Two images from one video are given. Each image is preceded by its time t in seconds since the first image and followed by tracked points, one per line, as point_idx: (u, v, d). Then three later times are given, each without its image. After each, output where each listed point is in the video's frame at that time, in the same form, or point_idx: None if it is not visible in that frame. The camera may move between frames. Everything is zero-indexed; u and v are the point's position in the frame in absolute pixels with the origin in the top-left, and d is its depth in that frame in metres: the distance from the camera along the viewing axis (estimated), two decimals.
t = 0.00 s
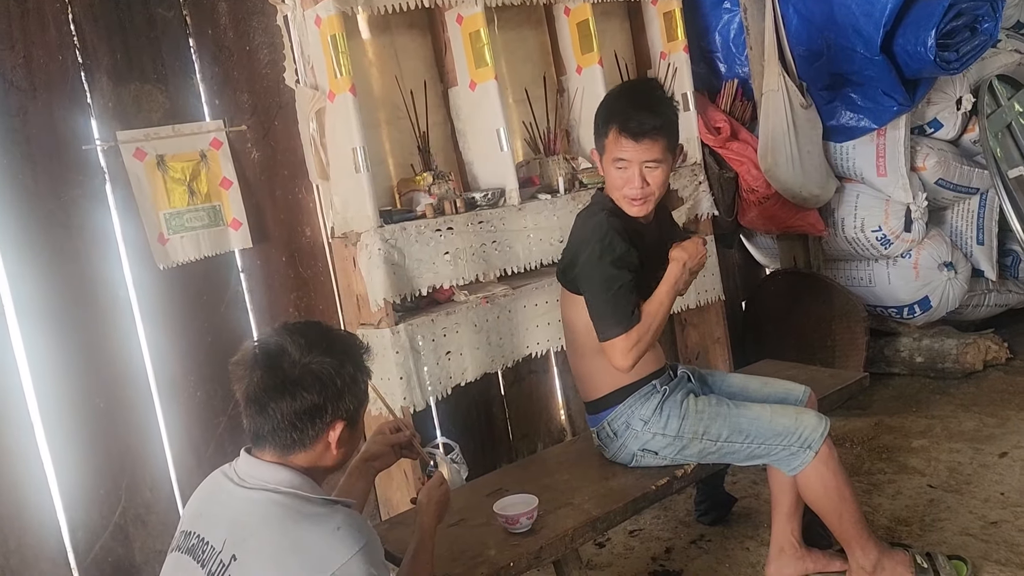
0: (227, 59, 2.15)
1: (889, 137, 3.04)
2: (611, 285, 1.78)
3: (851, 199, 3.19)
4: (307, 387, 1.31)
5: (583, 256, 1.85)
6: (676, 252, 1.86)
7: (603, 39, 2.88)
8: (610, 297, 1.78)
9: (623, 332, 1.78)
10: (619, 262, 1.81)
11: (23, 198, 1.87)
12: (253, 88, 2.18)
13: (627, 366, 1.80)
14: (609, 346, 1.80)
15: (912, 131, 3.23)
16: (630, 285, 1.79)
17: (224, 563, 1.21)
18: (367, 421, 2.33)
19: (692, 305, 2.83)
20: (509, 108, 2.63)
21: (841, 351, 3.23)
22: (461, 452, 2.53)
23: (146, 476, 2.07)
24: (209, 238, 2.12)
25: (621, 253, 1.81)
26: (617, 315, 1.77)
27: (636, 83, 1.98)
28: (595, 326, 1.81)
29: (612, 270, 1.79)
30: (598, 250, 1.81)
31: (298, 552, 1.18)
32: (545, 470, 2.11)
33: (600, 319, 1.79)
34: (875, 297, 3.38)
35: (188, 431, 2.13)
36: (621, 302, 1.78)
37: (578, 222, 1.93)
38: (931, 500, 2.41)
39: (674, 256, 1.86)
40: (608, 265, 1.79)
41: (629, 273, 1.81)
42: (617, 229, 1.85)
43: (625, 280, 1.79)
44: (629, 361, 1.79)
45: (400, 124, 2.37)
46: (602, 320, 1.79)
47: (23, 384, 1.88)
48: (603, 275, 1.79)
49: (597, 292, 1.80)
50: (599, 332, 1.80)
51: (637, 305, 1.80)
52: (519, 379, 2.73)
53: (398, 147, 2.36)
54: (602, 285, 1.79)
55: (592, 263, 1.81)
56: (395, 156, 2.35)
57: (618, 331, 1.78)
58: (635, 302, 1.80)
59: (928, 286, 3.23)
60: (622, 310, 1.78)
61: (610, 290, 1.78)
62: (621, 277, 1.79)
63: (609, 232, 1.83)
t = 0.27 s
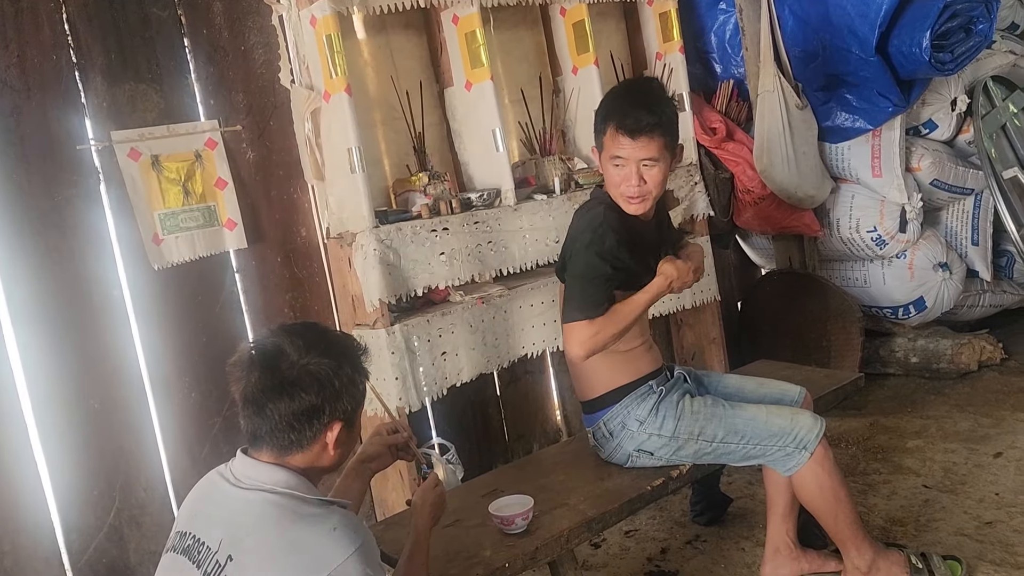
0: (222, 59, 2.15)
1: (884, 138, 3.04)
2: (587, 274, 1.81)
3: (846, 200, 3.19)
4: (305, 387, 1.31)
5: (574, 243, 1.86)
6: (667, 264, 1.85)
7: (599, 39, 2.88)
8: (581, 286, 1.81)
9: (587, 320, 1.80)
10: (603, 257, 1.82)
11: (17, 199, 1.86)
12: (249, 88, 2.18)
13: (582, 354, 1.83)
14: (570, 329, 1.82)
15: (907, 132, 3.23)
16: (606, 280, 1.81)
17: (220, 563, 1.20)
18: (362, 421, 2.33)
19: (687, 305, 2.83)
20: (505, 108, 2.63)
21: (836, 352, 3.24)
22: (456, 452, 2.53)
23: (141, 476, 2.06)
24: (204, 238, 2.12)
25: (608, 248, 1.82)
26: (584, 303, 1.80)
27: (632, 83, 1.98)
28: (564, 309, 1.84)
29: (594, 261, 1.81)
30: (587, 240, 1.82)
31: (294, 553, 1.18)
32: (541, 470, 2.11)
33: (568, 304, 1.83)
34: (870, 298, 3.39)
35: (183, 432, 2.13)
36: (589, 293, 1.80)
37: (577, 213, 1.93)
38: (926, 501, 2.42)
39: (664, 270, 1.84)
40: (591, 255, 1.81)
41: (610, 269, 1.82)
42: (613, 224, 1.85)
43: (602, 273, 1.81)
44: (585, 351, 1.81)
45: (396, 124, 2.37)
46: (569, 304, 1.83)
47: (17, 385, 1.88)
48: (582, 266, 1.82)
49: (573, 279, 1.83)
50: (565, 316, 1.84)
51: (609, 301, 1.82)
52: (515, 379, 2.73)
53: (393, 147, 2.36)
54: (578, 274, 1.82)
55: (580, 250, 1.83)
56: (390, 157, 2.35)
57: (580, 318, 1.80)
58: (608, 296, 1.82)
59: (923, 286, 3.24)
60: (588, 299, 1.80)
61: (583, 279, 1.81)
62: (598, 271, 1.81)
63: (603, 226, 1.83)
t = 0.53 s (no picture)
0: (217, 59, 2.15)
1: (880, 138, 3.05)
2: (585, 274, 1.79)
3: (842, 200, 3.19)
4: (303, 387, 1.30)
5: (568, 242, 1.85)
6: (652, 265, 1.86)
7: (595, 40, 2.88)
8: (580, 285, 1.79)
9: (587, 321, 1.77)
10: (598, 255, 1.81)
11: (11, 199, 1.85)
12: (244, 88, 2.18)
13: (583, 356, 1.79)
14: (568, 332, 1.79)
15: (903, 132, 3.23)
16: (604, 278, 1.80)
17: (216, 563, 1.20)
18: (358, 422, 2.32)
19: (684, 306, 2.83)
20: (501, 108, 2.63)
21: (832, 352, 3.24)
22: (452, 453, 2.52)
23: (136, 477, 2.06)
24: (199, 238, 2.11)
25: (603, 246, 1.82)
26: (581, 302, 1.77)
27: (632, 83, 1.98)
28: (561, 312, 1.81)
29: (590, 260, 1.80)
30: (582, 239, 1.82)
31: (291, 553, 1.17)
32: (537, 471, 2.11)
33: (566, 305, 1.79)
34: (865, 298, 3.39)
35: (179, 433, 2.12)
36: (588, 292, 1.78)
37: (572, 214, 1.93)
38: (921, 501, 2.42)
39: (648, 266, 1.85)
40: (586, 254, 1.80)
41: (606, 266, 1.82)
42: (609, 223, 1.86)
43: (600, 271, 1.80)
44: (586, 351, 1.78)
45: (391, 124, 2.37)
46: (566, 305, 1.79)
47: (11, 386, 1.87)
48: (579, 264, 1.80)
49: (570, 278, 1.81)
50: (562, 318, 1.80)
51: (606, 301, 1.80)
52: (511, 380, 2.73)
53: (389, 147, 2.35)
54: (575, 273, 1.80)
55: (574, 249, 1.82)
56: (386, 157, 2.35)
57: (580, 320, 1.77)
58: (606, 297, 1.80)
59: (919, 286, 3.25)
60: (589, 300, 1.77)
61: (581, 278, 1.79)
62: (596, 268, 1.80)
63: (597, 225, 1.83)
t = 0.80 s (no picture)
0: (215, 58, 2.14)
1: (877, 139, 3.05)
2: (588, 271, 1.78)
3: (840, 200, 3.20)
4: (304, 387, 1.30)
5: (569, 241, 1.86)
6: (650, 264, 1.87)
7: (594, 40, 2.88)
8: (584, 282, 1.77)
9: (591, 318, 1.75)
10: (600, 253, 1.81)
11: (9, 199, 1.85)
12: (242, 88, 2.17)
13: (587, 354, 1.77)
14: (572, 329, 1.77)
15: (901, 133, 3.24)
16: (607, 275, 1.79)
17: (216, 562, 1.20)
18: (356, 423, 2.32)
19: (682, 306, 2.83)
20: (499, 108, 2.63)
21: (830, 352, 3.24)
22: (450, 453, 2.52)
23: (133, 477, 2.06)
24: (197, 238, 2.11)
25: (604, 244, 1.82)
26: (585, 299, 1.76)
27: (632, 83, 1.98)
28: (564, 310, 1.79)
29: (592, 258, 1.79)
30: (583, 237, 1.82)
31: (291, 552, 1.17)
32: (535, 471, 2.11)
33: (569, 303, 1.78)
34: (863, 298, 3.39)
35: (177, 433, 2.12)
36: (592, 288, 1.76)
37: (572, 214, 1.93)
38: (919, 501, 2.42)
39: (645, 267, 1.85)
40: (589, 252, 1.80)
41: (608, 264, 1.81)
42: (608, 223, 1.86)
43: (603, 268, 1.79)
44: (591, 349, 1.77)
45: (389, 124, 2.37)
46: (569, 303, 1.77)
47: (8, 385, 1.87)
48: (582, 262, 1.79)
49: (573, 276, 1.79)
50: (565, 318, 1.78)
51: (610, 298, 1.78)
52: (509, 380, 2.73)
53: (387, 147, 2.35)
54: (578, 271, 1.79)
55: (575, 248, 1.82)
56: (384, 157, 2.35)
57: (584, 317, 1.75)
58: (609, 294, 1.79)
59: (917, 286, 3.25)
60: (593, 297, 1.76)
61: (585, 275, 1.78)
62: (599, 265, 1.79)
63: (598, 223, 1.84)
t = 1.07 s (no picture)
0: (216, 58, 2.14)
1: (878, 139, 3.05)
2: (584, 271, 1.79)
3: (841, 200, 3.20)
4: (307, 387, 1.30)
5: (570, 238, 1.85)
6: (659, 270, 1.85)
7: (594, 39, 2.88)
8: (582, 282, 1.78)
9: (583, 316, 1.77)
10: (601, 254, 1.82)
11: (9, 199, 1.85)
12: (243, 87, 2.17)
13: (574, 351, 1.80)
14: (564, 324, 1.79)
15: (901, 132, 3.24)
16: (604, 276, 1.80)
17: (217, 561, 1.20)
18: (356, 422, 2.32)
19: (682, 306, 2.83)
20: (500, 108, 2.63)
21: (830, 352, 3.24)
22: (450, 452, 2.52)
23: (134, 476, 2.06)
24: (197, 238, 2.11)
25: (605, 245, 1.83)
26: (581, 298, 1.77)
27: (635, 84, 1.98)
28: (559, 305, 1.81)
29: (590, 258, 1.80)
30: (583, 237, 1.82)
31: (292, 551, 1.17)
32: (535, 470, 2.11)
33: (563, 298, 1.80)
34: (864, 298, 3.39)
35: (177, 432, 2.12)
36: (588, 289, 1.78)
37: (574, 211, 1.93)
38: (919, 501, 2.42)
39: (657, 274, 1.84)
40: (589, 252, 1.80)
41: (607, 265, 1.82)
42: (609, 222, 1.86)
43: (601, 269, 1.80)
44: (579, 348, 1.78)
45: (390, 123, 2.37)
46: (565, 299, 1.79)
47: (8, 385, 1.87)
48: (581, 261, 1.80)
49: (571, 275, 1.80)
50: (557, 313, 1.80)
51: (605, 299, 1.80)
52: (509, 380, 2.73)
53: (388, 147, 2.35)
54: (577, 270, 1.80)
55: (576, 245, 1.82)
56: (385, 156, 2.34)
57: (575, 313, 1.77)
58: (604, 294, 1.80)
59: (917, 286, 3.25)
60: (586, 295, 1.77)
61: (583, 275, 1.79)
62: (598, 266, 1.80)
63: (600, 223, 1.84)
